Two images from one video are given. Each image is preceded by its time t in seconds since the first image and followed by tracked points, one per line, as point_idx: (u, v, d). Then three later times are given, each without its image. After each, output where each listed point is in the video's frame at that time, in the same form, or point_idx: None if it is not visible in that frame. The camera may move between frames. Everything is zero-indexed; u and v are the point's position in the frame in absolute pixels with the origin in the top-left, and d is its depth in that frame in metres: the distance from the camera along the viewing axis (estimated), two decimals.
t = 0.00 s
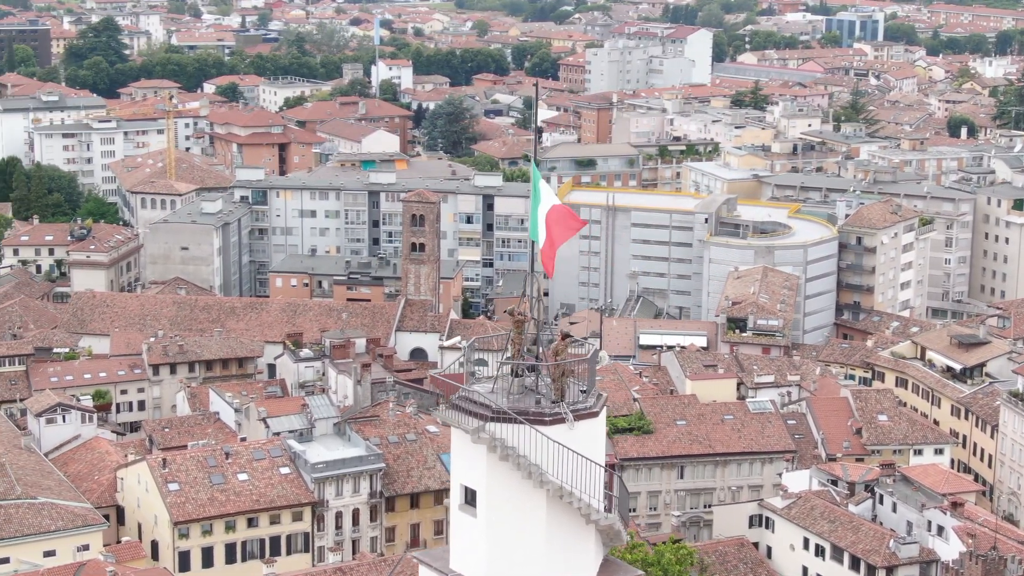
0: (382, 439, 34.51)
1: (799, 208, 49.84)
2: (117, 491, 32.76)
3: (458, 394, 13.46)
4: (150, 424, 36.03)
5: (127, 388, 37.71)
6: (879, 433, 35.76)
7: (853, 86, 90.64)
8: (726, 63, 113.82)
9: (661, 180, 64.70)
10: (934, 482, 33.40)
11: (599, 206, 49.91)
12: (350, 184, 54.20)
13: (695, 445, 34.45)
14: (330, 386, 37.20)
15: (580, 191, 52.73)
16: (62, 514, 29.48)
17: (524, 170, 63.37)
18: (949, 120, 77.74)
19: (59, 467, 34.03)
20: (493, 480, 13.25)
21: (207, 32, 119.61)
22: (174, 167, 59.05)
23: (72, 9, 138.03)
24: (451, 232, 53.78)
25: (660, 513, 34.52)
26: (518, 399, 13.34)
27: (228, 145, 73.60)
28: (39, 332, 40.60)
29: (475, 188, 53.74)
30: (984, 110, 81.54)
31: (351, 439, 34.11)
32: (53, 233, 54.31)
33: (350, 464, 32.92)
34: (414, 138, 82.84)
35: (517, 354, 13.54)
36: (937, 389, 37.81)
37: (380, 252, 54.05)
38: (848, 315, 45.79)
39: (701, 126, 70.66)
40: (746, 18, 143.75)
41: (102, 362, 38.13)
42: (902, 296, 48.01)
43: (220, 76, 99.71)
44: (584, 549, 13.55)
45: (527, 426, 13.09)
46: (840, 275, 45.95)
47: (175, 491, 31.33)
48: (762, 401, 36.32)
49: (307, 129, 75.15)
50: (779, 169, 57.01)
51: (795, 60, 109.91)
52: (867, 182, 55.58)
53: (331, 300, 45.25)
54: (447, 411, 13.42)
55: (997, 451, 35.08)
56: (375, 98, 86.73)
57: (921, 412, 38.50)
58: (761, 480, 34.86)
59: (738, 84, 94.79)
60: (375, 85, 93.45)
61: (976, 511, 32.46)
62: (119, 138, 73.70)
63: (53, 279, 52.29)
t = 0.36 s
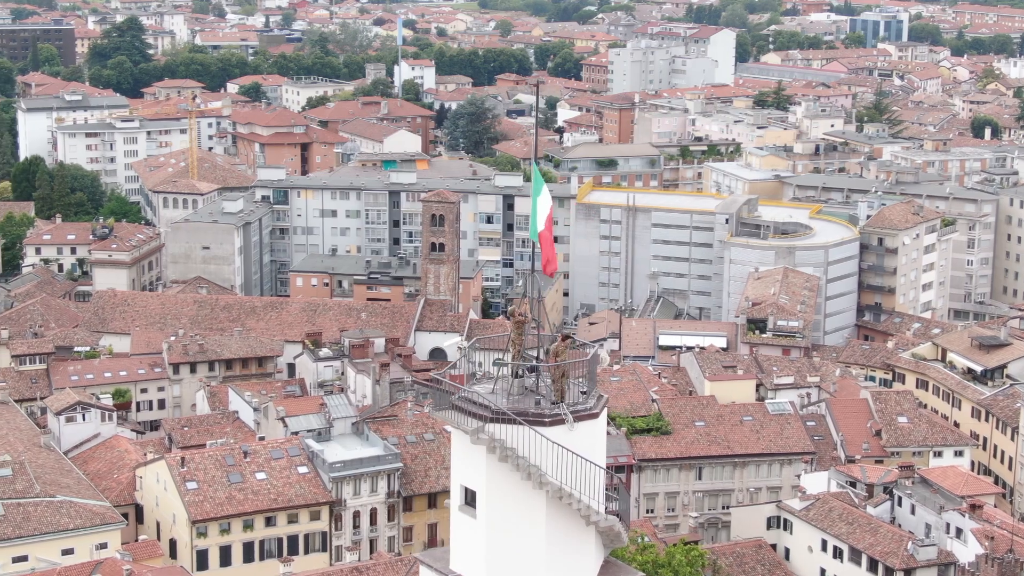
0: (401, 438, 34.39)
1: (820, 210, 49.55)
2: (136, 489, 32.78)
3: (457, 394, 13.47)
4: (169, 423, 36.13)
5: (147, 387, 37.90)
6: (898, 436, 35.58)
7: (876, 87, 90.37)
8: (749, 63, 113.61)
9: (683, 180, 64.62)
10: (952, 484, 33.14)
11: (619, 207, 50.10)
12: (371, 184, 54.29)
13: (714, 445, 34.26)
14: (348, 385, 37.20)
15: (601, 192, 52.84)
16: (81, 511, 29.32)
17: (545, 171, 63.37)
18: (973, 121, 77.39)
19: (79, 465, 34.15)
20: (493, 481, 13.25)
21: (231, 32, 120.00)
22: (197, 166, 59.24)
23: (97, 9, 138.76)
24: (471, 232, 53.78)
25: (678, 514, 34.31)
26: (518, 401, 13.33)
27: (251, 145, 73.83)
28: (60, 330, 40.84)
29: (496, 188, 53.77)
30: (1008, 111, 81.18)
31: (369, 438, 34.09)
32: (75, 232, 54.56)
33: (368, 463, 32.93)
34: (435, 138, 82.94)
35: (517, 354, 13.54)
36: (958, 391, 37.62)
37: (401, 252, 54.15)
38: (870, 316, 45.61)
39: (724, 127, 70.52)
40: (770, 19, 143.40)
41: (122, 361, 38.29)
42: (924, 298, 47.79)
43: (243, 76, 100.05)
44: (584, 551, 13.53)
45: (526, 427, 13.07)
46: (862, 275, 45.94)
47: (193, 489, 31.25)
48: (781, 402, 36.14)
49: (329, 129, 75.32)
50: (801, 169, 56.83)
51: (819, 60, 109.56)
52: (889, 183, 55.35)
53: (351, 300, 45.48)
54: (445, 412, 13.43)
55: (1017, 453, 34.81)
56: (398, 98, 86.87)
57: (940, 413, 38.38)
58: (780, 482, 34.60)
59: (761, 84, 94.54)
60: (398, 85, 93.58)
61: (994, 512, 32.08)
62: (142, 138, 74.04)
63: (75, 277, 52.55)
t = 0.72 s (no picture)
0: (419, 439, 34.42)
1: (842, 211, 49.41)
2: (155, 488, 32.82)
3: (457, 395, 13.43)
4: (189, 422, 36.22)
5: (168, 386, 38.04)
6: (919, 438, 35.38)
7: (900, 87, 90.14)
8: (774, 63, 113.46)
9: (705, 181, 64.52)
10: (973, 487, 32.86)
11: (640, 207, 50.15)
12: (392, 184, 54.41)
13: (733, 446, 34.16)
14: (368, 385, 37.28)
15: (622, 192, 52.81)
16: (99, 511, 29.35)
17: (567, 171, 63.38)
18: (998, 121, 77.11)
19: (100, 464, 34.27)
20: (491, 482, 13.25)
21: (255, 32, 120.53)
22: (220, 167, 59.48)
23: (122, 9, 139.53)
24: (492, 232, 53.83)
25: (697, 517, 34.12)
26: (518, 401, 13.31)
27: (274, 145, 74.05)
28: (82, 330, 41.08)
29: (517, 188, 53.82)
30: None
31: (388, 438, 34.11)
32: (98, 232, 54.87)
33: (386, 463, 32.96)
34: (458, 138, 83.08)
35: (517, 355, 13.52)
36: (980, 393, 37.41)
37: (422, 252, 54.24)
38: (892, 318, 45.49)
39: (747, 127, 70.45)
40: (794, 18, 143.07)
41: (142, 361, 38.45)
42: (947, 299, 47.61)
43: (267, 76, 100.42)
44: (584, 552, 13.51)
45: (524, 429, 13.05)
46: (884, 277, 45.72)
47: (212, 488, 31.20)
48: (801, 404, 36.01)
49: (352, 129, 75.52)
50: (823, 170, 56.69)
51: (844, 60, 109.28)
52: (912, 184, 55.17)
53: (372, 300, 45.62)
54: (446, 412, 13.41)
55: None
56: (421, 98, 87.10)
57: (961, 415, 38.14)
58: (800, 484, 34.43)
59: (785, 84, 94.36)
60: (421, 85, 93.82)
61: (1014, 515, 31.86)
62: (166, 138, 74.36)
63: (98, 277, 52.84)
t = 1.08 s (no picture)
0: (437, 439, 34.42)
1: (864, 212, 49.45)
2: (174, 486, 32.91)
3: (456, 396, 13.43)
4: (208, 421, 36.29)
5: (188, 385, 38.17)
6: (938, 440, 35.17)
7: (924, 88, 89.77)
8: (797, 63, 113.13)
9: (726, 181, 64.39)
10: (992, 490, 32.55)
11: (661, 207, 50.06)
12: (413, 184, 54.47)
13: (751, 447, 34.04)
14: (385, 384, 37.35)
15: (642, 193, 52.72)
16: (117, 509, 29.36)
17: (589, 172, 63.34)
18: (1022, 122, 76.70)
19: (119, 463, 34.38)
20: (489, 483, 13.25)
21: (278, 32, 120.86)
22: (242, 167, 59.65)
23: (147, 9, 140.15)
24: (512, 232, 53.79)
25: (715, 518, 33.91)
26: (517, 402, 13.29)
27: (296, 145, 74.21)
28: (103, 329, 41.27)
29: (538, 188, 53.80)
30: None
31: (405, 438, 34.10)
32: (120, 232, 55.10)
33: (403, 462, 32.91)
34: (480, 138, 83.13)
35: (517, 356, 13.50)
36: (1000, 395, 37.12)
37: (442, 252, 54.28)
38: (913, 319, 45.30)
39: (769, 127, 70.28)
40: (818, 19, 142.67)
41: (162, 360, 38.59)
42: (969, 301, 47.40)
43: (290, 76, 100.67)
44: (583, 554, 13.48)
45: (523, 431, 13.03)
46: (905, 278, 45.60)
47: (230, 487, 31.24)
48: (820, 405, 35.86)
49: (374, 129, 75.65)
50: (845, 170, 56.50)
51: (867, 60, 108.86)
52: (934, 185, 54.94)
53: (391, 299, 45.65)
54: (445, 413, 13.41)
55: None
56: (443, 98, 87.22)
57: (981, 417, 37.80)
58: (818, 485, 34.26)
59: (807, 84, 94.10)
60: (443, 85, 93.92)
61: None
62: (188, 138, 74.62)
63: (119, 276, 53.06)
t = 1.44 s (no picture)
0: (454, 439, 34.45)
1: (887, 212, 49.36)
2: (193, 485, 33.03)
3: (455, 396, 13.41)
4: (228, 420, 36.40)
5: (208, 384, 38.32)
6: (959, 442, 34.96)
7: (949, 88, 89.35)
8: (821, 64, 112.75)
9: (749, 182, 64.25)
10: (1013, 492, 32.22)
11: (682, 207, 49.99)
12: (434, 184, 54.54)
13: (770, 448, 33.92)
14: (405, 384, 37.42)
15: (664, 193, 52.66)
16: (137, 507, 29.38)
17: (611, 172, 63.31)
18: None
19: (139, 461, 34.52)
20: (487, 483, 13.22)
21: (303, 32, 121.18)
22: (265, 166, 59.83)
23: (173, 9, 140.75)
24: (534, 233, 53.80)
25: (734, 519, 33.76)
26: (517, 403, 13.28)
27: (319, 144, 74.38)
28: (124, 327, 41.47)
29: (560, 188, 53.81)
30: None
31: (423, 437, 34.11)
32: (143, 231, 55.36)
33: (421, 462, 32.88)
34: (503, 138, 83.16)
35: (516, 357, 13.49)
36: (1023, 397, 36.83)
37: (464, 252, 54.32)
38: (936, 321, 45.11)
39: (792, 129, 70.08)
40: (844, 19, 142.19)
41: (184, 359, 38.76)
42: (992, 302, 47.16)
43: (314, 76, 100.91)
44: (583, 555, 13.45)
45: (521, 432, 13.01)
46: (928, 280, 45.44)
47: (249, 486, 31.31)
48: (840, 407, 35.71)
49: (397, 129, 75.78)
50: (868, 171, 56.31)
51: (893, 60, 108.35)
52: (958, 185, 54.70)
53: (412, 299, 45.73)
54: (444, 415, 13.39)
55: None
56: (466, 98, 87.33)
57: (1004, 419, 37.43)
58: (838, 487, 34.10)
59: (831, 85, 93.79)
60: (466, 85, 94.00)
61: None
62: (212, 137, 74.86)
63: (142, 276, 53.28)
